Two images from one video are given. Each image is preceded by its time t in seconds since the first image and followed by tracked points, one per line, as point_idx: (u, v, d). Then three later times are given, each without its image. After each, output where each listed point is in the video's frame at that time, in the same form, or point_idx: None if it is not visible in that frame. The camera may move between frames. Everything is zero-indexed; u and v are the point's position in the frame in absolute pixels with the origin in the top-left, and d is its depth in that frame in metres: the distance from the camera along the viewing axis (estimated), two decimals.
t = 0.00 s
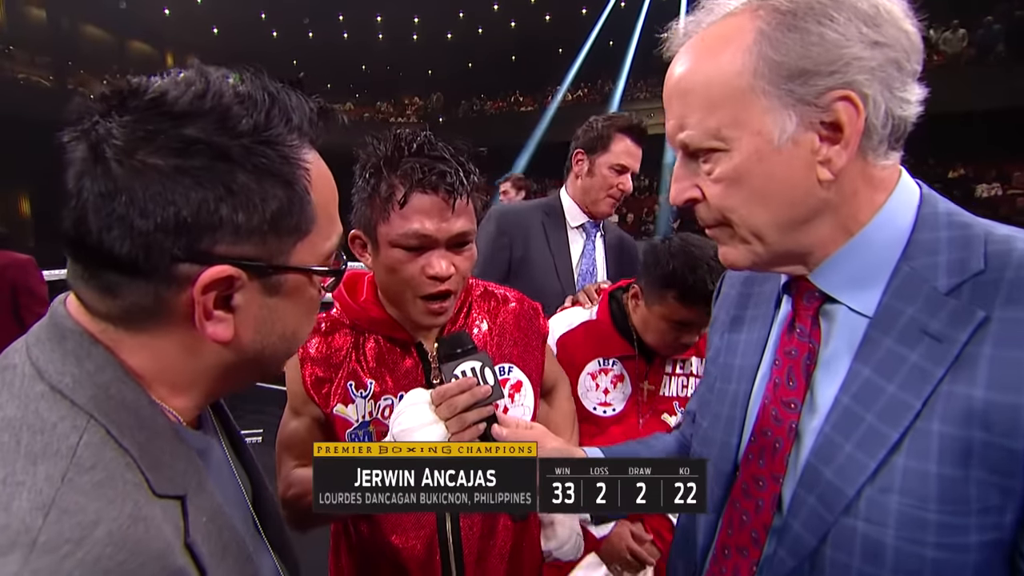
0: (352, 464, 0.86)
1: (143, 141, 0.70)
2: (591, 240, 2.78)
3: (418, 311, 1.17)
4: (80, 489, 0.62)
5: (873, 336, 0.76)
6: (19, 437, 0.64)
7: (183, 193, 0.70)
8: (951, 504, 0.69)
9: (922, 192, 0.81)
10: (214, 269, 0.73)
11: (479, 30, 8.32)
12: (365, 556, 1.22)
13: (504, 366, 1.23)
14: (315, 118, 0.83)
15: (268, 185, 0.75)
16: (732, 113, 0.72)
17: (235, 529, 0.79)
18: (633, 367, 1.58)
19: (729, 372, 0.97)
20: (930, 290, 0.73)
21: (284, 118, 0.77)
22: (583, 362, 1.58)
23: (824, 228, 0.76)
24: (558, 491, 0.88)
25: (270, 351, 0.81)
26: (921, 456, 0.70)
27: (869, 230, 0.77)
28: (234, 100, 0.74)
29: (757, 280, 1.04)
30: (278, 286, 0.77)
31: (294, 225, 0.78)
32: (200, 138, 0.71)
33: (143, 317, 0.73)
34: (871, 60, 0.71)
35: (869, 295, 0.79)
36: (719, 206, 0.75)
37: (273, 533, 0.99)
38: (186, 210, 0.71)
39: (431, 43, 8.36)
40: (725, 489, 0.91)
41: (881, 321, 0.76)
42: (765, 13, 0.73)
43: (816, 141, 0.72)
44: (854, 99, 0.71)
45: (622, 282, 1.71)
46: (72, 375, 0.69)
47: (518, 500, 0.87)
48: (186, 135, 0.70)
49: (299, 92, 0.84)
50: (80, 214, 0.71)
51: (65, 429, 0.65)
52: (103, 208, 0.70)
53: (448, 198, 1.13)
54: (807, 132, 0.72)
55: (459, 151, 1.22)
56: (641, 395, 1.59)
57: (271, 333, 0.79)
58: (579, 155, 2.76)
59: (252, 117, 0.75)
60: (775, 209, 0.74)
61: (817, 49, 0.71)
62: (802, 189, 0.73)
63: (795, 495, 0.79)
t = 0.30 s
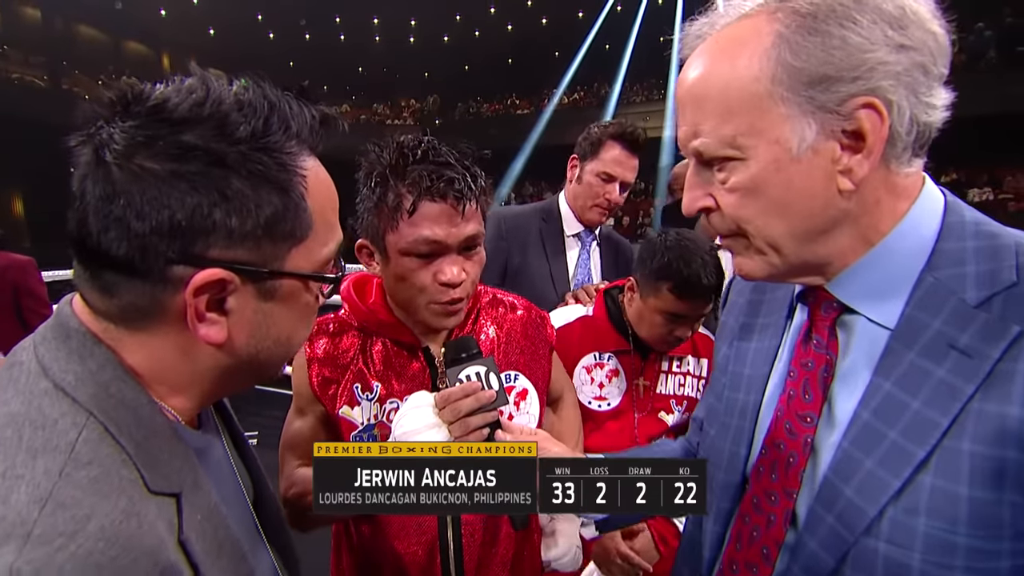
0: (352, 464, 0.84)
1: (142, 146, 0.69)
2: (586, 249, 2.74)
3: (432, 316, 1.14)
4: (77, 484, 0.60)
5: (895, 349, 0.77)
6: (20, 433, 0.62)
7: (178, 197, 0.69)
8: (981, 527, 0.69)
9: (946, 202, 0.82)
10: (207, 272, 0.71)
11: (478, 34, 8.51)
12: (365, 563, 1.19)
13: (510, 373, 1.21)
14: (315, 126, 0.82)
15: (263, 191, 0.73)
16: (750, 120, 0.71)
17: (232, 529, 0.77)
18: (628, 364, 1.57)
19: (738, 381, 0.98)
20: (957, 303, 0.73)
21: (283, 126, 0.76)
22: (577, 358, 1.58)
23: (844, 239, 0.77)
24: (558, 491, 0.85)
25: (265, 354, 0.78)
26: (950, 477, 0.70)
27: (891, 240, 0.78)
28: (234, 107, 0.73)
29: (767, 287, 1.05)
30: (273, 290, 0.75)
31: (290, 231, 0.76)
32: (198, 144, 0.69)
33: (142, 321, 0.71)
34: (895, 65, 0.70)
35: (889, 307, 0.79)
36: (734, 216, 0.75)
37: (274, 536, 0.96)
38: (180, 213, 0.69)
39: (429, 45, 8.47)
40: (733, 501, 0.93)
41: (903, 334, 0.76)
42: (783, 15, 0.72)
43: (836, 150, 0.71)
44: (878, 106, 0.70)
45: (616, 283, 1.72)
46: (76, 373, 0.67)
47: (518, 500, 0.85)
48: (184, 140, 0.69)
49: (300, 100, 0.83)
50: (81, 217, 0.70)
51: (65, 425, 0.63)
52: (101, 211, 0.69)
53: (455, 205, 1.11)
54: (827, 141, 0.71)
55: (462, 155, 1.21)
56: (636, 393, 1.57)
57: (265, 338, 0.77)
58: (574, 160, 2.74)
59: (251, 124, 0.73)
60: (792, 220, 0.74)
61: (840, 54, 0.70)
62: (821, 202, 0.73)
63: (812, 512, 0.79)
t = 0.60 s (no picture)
0: (351, 465, 0.83)
1: (147, 141, 0.68)
2: (574, 247, 2.63)
3: (435, 305, 1.13)
4: (82, 474, 0.59)
5: (910, 349, 0.76)
6: (28, 424, 0.61)
7: (181, 192, 0.68)
8: (996, 531, 0.68)
9: (966, 201, 0.81)
10: (207, 265, 0.69)
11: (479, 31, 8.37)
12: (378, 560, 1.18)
13: (523, 370, 1.19)
14: (317, 125, 0.81)
15: (264, 186, 0.71)
16: (769, 116, 0.71)
17: (232, 522, 0.76)
18: (626, 362, 1.55)
19: (747, 377, 0.98)
20: (976, 304, 0.72)
21: (286, 123, 0.75)
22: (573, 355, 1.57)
23: (861, 237, 0.76)
24: (557, 492, 0.85)
25: (267, 349, 0.77)
26: (964, 480, 0.69)
27: (909, 239, 0.77)
28: (237, 105, 0.72)
29: (778, 283, 1.04)
30: (273, 285, 0.73)
31: (292, 227, 0.74)
32: (201, 140, 0.69)
33: (148, 312, 0.70)
34: (921, 61, 0.69)
35: (905, 306, 0.79)
36: (750, 213, 0.75)
37: (278, 534, 0.95)
38: (182, 207, 0.68)
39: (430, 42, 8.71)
40: (739, 497, 0.92)
41: (918, 335, 0.76)
42: (806, 8, 0.71)
43: (856, 147, 0.71)
44: (901, 103, 0.69)
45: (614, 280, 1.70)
46: (84, 366, 0.67)
47: (518, 500, 0.84)
48: (188, 136, 0.68)
49: (303, 98, 0.82)
50: (88, 211, 0.70)
51: (73, 417, 0.62)
52: (107, 205, 0.69)
53: (457, 191, 1.10)
54: (848, 138, 0.70)
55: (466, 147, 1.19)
56: (632, 391, 1.55)
57: (266, 332, 0.76)
58: (557, 156, 2.79)
59: (253, 121, 0.72)
60: (809, 218, 0.73)
61: (866, 48, 0.69)
62: (840, 200, 0.72)
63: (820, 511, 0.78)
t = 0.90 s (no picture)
0: (351, 465, 0.82)
1: (119, 136, 0.67)
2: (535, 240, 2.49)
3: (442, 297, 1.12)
4: (70, 475, 0.59)
5: (915, 345, 0.75)
6: (15, 426, 0.60)
7: (158, 184, 0.67)
8: (997, 526, 0.67)
9: (977, 201, 0.80)
10: (190, 258, 0.68)
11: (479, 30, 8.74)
12: (391, 560, 1.17)
13: (533, 367, 1.18)
14: (296, 112, 0.79)
15: (242, 175, 0.70)
16: (784, 107, 0.70)
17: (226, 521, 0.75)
18: (618, 363, 1.57)
19: (749, 372, 0.97)
20: (983, 302, 0.71)
21: (261, 111, 0.73)
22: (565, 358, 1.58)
23: (871, 232, 0.76)
24: (558, 492, 0.83)
25: (255, 341, 0.76)
26: (966, 474, 0.68)
27: (915, 236, 0.77)
28: (209, 94, 0.70)
29: (783, 279, 1.04)
30: (259, 275, 0.72)
31: (272, 215, 0.73)
32: (175, 132, 0.68)
33: (131, 310, 0.70)
34: (940, 56, 0.68)
35: (912, 303, 0.78)
36: (761, 204, 0.74)
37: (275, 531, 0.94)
38: (160, 200, 0.67)
39: (430, 43, 9.08)
40: (736, 488, 0.93)
41: (923, 331, 0.75)
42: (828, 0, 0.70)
43: (870, 140, 0.70)
44: (917, 97, 0.69)
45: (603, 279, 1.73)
46: (71, 366, 0.66)
47: (518, 500, 0.83)
48: (162, 129, 0.68)
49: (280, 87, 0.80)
50: (66, 209, 0.69)
51: (60, 418, 0.61)
52: (84, 202, 0.68)
53: (463, 182, 1.10)
54: (862, 130, 0.70)
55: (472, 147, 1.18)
56: (626, 389, 1.56)
57: (254, 325, 0.75)
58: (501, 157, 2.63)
59: (228, 110, 0.71)
60: (819, 210, 0.72)
61: (884, 42, 0.68)
62: (850, 192, 0.71)
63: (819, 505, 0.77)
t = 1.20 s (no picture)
0: (352, 465, 0.83)
1: (93, 147, 0.67)
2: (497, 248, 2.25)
3: (448, 296, 1.12)
4: (71, 488, 0.59)
5: (915, 344, 0.76)
6: (15, 442, 0.61)
7: (135, 194, 0.67)
8: (997, 521, 0.67)
9: (978, 202, 0.80)
10: (173, 266, 0.69)
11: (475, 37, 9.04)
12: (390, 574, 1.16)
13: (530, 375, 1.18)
14: (272, 113, 0.80)
15: (220, 178, 0.71)
16: (785, 106, 0.70)
17: (237, 528, 0.75)
18: (613, 361, 1.59)
19: (754, 373, 0.98)
20: (983, 300, 0.72)
21: (233, 113, 0.74)
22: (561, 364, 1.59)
23: (871, 230, 0.76)
24: (557, 492, 0.83)
25: (248, 345, 0.77)
26: (965, 470, 0.68)
27: (916, 236, 0.77)
28: (178, 99, 0.70)
29: (789, 281, 1.04)
30: (245, 277, 0.73)
31: (253, 216, 0.74)
32: (147, 140, 0.68)
33: (119, 322, 0.71)
34: (937, 57, 0.69)
35: (912, 301, 0.78)
36: (762, 202, 0.74)
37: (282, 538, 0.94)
38: (138, 210, 0.67)
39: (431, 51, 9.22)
40: (740, 488, 0.93)
41: (925, 329, 0.75)
42: (828, 3, 0.71)
43: (869, 140, 0.71)
44: (914, 98, 0.69)
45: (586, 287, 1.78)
46: (69, 382, 0.66)
47: (518, 500, 0.83)
48: (135, 137, 0.68)
49: (253, 88, 0.81)
50: (47, 226, 0.70)
51: (59, 433, 0.62)
52: (64, 217, 0.68)
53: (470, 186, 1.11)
54: (861, 130, 0.70)
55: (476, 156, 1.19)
56: (627, 385, 1.56)
57: (244, 328, 0.75)
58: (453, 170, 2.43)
59: (200, 114, 0.71)
60: (820, 208, 0.73)
61: (882, 43, 0.69)
62: (849, 190, 0.72)
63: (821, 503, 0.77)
